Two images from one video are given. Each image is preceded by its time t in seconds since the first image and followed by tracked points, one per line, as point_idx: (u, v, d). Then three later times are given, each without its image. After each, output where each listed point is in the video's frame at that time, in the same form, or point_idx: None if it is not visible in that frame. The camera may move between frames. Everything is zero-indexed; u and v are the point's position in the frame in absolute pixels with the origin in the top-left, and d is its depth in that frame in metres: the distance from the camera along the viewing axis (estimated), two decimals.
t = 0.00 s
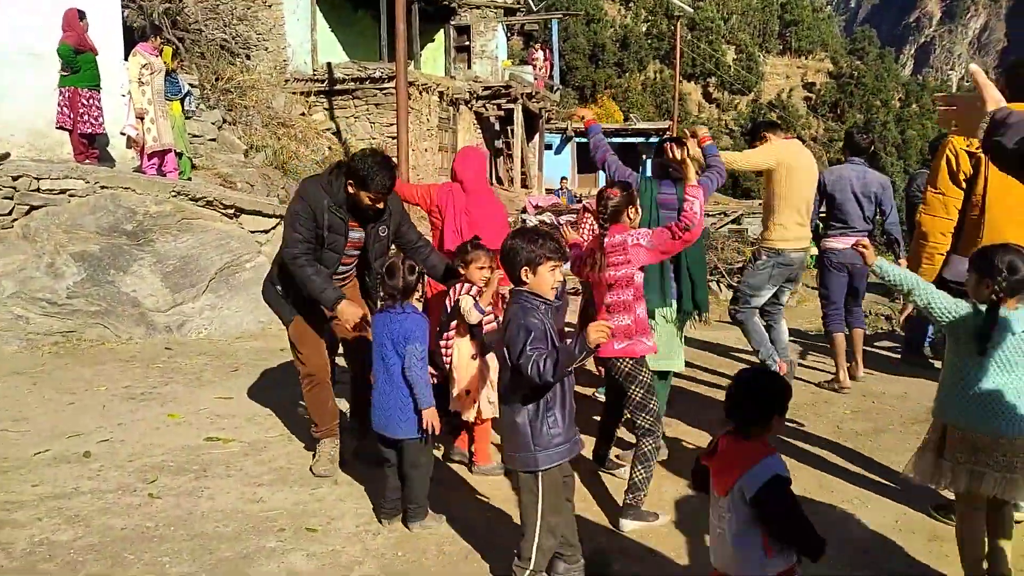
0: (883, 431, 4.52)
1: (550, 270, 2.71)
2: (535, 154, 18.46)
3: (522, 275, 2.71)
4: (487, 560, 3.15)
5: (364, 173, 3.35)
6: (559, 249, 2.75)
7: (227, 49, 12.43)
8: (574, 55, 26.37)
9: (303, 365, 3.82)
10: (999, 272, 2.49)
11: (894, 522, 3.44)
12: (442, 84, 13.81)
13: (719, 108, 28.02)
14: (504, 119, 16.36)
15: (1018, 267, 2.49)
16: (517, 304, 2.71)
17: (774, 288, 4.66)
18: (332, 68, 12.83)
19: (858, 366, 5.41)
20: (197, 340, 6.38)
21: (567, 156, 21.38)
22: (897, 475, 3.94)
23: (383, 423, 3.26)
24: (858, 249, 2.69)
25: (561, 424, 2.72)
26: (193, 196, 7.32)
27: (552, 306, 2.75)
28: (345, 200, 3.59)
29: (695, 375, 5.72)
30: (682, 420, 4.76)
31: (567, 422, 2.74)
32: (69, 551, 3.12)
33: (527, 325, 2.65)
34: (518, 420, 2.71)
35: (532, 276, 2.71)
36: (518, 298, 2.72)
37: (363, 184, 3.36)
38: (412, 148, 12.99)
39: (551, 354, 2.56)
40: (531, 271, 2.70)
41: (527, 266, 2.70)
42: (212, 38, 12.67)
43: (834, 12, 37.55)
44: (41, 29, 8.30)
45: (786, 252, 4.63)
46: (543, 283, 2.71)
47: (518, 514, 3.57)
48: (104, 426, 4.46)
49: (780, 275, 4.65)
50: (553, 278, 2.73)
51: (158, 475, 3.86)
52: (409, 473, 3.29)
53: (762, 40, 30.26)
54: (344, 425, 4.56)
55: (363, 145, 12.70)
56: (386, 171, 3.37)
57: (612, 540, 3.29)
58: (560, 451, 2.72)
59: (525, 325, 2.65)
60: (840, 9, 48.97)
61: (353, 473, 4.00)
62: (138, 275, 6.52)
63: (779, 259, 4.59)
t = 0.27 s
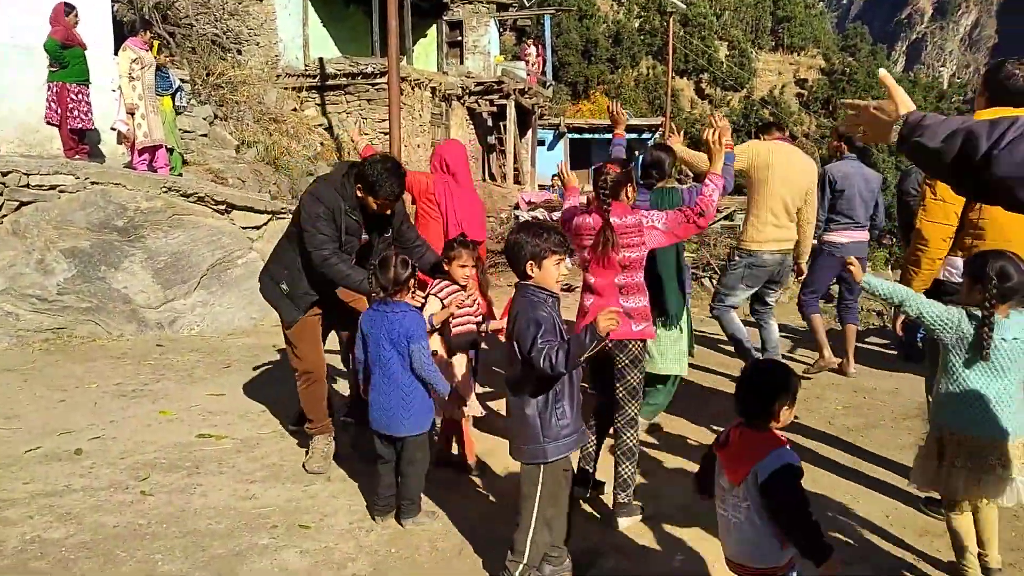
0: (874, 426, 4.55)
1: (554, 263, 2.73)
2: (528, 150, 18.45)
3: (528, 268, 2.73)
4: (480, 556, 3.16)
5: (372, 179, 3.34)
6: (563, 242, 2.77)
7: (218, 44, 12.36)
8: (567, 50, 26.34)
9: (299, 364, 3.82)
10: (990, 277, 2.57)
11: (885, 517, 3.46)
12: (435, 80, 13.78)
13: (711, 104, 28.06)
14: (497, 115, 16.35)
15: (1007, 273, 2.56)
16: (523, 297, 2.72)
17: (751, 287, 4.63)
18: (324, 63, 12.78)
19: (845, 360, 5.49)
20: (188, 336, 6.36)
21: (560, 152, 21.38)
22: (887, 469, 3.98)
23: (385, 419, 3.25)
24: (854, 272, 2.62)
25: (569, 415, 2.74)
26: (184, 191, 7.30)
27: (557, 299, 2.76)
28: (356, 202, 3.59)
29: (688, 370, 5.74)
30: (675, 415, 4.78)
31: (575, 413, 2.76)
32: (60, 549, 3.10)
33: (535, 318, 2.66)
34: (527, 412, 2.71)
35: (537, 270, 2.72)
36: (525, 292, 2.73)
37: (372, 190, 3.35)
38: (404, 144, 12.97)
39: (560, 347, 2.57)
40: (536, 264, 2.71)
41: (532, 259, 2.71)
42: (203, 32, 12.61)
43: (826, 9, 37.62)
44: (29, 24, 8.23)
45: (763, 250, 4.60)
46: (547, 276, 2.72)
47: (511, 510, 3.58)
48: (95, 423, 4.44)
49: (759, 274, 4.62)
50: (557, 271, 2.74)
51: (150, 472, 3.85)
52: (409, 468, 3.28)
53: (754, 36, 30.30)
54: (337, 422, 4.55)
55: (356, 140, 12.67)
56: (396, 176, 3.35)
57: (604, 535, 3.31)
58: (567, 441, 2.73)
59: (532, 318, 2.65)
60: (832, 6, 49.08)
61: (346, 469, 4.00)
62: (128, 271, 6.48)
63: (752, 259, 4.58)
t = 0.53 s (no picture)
0: (874, 422, 4.55)
1: (567, 260, 2.74)
2: (527, 147, 18.44)
3: (540, 265, 2.74)
4: (479, 553, 3.17)
5: (383, 185, 3.35)
6: (577, 239, 2.79)
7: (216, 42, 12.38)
8: (566, 48, 26.35)
9: (305, 358, 3.83)
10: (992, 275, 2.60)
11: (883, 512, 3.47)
12: (433, 77, 13.77)
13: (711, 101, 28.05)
14: (496, 112, 16.34)
15: (1010, 272, 2.58)
16: (535, 294, 2.74)
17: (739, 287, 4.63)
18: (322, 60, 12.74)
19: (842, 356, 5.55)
20: (188, 334, 6.36)
21: (559, 149, 21.36)
22: (887, 463, 3.99)
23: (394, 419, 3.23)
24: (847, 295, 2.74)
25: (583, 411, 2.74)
26: (183, 189, 7.37)
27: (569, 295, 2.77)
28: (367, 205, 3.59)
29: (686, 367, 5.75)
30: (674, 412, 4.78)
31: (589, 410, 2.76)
32: (60, 547, 3.11)
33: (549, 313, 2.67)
34: (542, 408, 2.70)
35: (550, 266, 2.73)
36: (537, 288, 2.75)
37: (382, 195, 3.36)
38: (403, 142, 12.97)
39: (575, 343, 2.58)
40: (549, 260, 2.73)
41: (545, 256, 2.73)
42: (202, 30, 12.61)
43: (825, 4, 37.58)
44: (26, 22, 8.22)
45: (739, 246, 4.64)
46: (560, 272, 2.74)
47: (511, 506, 3.59)
48: (96, 421, 4.45)
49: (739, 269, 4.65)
50: (569, 268, 2.76)
51: (150, 470, 3.85)
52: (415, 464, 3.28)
53: (753, 32, 30.26)
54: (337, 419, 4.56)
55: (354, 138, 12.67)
56: (407, 184, 3.35)
57: (603, 532, 3.31)
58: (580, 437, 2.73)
59: (546, 314, 2.66)
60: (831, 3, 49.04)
61: (345, 466, 4.01)
62: (127, 269, 6.48)
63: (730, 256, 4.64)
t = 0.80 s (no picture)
0: (874, 421, 4.55)
1: (583, 259, 2.75)
2: (527, 146, 18.43)
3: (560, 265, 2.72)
4: (480, 553, 3.17)
5: (367, 172, 3.35)
6: (591, 238, 2.79)
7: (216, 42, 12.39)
8: (565, 47, 26.37)
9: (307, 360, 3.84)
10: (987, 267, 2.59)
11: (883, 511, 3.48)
12: (433, 77, 13.76)
13: (710, 100, 28.05)
14: (495, 112, 16.33)
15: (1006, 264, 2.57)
16: (554, 294, 2.71)
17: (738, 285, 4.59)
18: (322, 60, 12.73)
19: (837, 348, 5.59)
20: (187, 334, 6.35)
21: (559, 148, 21.35)
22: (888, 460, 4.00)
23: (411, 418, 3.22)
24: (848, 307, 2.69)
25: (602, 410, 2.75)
26: (183, 190, 7.38)
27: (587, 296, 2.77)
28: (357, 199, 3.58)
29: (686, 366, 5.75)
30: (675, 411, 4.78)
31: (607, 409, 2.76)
32: (60, 548, 3.11)
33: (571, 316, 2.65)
34: (558, 409, 2.72)
35: (567, 266, 2.73)
36: (556, 289, 2.73)
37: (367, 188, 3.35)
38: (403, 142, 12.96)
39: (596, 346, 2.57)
40: (566, 261, 2.73)
41: (562, 257, 2.73)
42: (201, 31, 12.61)
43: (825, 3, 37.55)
44: (25, 23, 8.22)
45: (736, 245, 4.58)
46: (578, 272, 2.74)
47: (511, 505, 3.59)
48: (96, 423, 4.45)
49: (739, 269, 4.57)
50: (586, 267, 2.76)
51: (151, 471, 3.85)
52: (425, 463, 3.29)
53: (752, 31, 30.24)
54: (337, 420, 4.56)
55: (353, 138, 12.66)
56: (390, 175, 3.34)
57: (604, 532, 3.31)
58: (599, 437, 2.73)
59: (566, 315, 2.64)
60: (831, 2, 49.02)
61: (346, 466, 4.01)
62: (127, 270, 6.48)
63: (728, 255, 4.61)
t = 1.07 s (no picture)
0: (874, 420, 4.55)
1: (621, 257, 2.72)
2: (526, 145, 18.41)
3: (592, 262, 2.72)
4: (480, 551, 3.17)
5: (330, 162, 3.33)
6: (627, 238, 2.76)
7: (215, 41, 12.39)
8: (565, 46, 26.36)
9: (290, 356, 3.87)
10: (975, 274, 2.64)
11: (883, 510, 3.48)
12: (433, 76, 13.76)
13: (710, 98, 28.04)
14: (495, 110, 16.32)
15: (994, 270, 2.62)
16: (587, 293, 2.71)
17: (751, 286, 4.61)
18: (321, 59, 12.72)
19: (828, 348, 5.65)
20: (186, 333, 6.35)
21: (559, 147, 21.34)
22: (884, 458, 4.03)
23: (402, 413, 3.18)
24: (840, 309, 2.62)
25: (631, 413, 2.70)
26: (183, 189, 7.39)
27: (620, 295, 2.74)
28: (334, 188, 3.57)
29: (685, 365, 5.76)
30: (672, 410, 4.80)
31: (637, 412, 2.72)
32: (61, 547, 3.11)
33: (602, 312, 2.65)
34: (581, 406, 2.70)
35: (605, 265, 2.71)
36: (590, 288, 2.71)
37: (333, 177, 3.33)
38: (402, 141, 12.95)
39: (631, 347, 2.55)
40: (603, 259, 2.70)
41: (600, 255, 2.70)
42: (200, 29, 12.60)
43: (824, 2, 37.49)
44: (25, 22, 8.21)
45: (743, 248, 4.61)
46: (614, 271, 2.71)
47: (511, 503, 3.60)
48: (96, 421, 4.44)
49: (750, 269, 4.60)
50: (622, 267, 2.73)
51: (151, 470, 3.85)
52: (425, 463, 3.28)
53: (751, 29, 30.22)
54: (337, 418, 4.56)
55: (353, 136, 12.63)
56: (352, 166, 3.30)
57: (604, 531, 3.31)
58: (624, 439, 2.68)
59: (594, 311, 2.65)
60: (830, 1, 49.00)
61: (346, 465, 4.01)
62: (127, 269, 6.48)
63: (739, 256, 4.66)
